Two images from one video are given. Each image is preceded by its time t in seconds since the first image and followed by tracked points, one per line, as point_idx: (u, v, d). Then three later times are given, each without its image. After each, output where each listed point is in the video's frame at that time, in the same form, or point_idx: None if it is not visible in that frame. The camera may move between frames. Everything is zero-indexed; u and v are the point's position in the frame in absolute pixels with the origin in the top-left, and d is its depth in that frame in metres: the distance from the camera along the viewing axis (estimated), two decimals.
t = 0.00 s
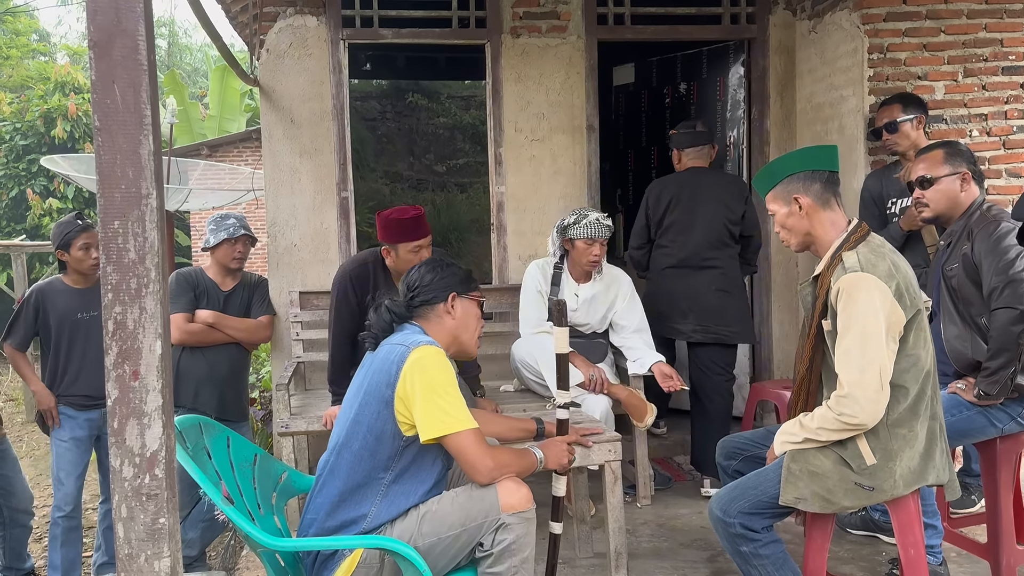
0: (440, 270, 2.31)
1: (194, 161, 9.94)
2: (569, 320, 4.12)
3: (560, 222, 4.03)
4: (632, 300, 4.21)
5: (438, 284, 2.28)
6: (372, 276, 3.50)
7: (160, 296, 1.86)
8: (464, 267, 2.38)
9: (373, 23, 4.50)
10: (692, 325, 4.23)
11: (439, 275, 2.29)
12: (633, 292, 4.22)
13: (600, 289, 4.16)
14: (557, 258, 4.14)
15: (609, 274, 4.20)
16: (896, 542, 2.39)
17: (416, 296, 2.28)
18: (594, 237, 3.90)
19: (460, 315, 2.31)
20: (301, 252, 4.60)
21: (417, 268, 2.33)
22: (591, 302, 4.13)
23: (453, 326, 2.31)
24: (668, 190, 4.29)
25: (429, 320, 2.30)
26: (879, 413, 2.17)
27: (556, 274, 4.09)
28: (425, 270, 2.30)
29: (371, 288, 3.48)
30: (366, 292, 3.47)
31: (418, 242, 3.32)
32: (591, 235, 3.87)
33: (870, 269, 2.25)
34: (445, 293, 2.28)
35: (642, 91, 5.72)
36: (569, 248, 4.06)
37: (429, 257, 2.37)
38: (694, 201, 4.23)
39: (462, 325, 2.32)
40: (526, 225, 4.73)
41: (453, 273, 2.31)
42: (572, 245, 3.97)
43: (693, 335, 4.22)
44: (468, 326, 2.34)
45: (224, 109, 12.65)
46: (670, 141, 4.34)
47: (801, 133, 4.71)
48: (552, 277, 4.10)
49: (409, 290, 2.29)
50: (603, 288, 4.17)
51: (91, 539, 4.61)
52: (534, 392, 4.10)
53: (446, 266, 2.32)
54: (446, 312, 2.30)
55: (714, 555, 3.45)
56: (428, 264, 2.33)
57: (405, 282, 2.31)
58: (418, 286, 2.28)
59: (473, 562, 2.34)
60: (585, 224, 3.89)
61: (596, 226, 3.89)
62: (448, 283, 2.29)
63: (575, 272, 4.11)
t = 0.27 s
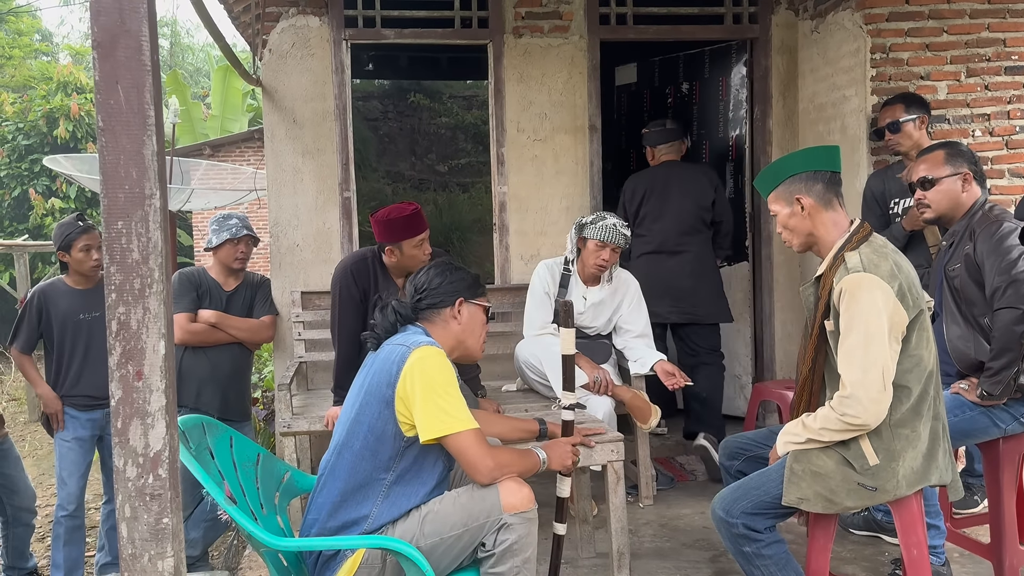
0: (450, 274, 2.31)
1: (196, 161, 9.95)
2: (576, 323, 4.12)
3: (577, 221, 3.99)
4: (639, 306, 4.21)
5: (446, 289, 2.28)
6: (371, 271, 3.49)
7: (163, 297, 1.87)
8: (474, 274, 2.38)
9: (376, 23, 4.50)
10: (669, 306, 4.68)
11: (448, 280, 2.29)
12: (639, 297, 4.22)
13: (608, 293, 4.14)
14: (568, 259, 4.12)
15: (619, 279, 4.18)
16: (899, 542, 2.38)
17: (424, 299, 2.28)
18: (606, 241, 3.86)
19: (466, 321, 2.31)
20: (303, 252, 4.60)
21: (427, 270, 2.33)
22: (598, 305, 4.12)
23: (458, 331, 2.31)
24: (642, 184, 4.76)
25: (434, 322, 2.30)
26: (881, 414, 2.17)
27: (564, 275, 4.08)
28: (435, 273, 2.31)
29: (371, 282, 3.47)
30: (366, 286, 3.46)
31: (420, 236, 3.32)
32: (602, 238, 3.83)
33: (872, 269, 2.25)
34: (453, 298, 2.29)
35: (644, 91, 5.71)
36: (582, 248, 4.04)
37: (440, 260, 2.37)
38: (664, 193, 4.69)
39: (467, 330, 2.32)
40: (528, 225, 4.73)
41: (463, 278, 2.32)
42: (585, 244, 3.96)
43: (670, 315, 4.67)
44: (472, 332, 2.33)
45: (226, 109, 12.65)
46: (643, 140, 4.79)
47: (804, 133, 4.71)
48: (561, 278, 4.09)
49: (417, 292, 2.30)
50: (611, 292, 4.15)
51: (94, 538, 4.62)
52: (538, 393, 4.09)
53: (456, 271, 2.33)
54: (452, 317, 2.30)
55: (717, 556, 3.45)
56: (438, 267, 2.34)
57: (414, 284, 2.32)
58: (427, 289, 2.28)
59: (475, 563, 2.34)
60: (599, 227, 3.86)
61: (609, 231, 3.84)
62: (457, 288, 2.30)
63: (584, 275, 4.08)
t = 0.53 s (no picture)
0: (455, 273, 2.31)
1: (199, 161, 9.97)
2: (578, 323, 4.15)
3: (588, 219, 4.00)
4: (642, 309, 4.21)
5: (452, 290, 2.28)
6: (372, 263, 3.53)
7: (165, 297, 1.87)
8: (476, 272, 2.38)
9: (378, 23, 4.50)
10: (662, 290, 4.90)
11: (453, 279, 2.29)
12: (643, 298, 4.23)
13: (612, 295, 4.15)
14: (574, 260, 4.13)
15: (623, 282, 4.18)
16: (901, 543, 2.38)
17: (429, 298, 2.27)
18: (613, 244, 3.85)
19: (469, 322, 2.32)
20: (305, 253, 4.60)
21: (431, 268, 2.32)
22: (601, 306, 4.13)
23: (461, 330, 2.32)
24: (636, 171, 4.96)
25: (437, 323, 2.30)
26: (884, 415, 2.17)
27: (569, 277, 4.09)
28: (440, 272, 2.30)
29: (372, 274, 3.51)
30: (367, 278, 3.49)
31: (413, 227, 3.39)
32: (609, 240, 3.83)
33: (875, 269, 2.25)
34: (457, 299, 2.29)
35: (646, 91, 5.71)
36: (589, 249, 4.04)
37: (443, 257, 2.35)
38: (657, 181, 4.90)
39: (470, 329, 2.33)
40: (530, 225, 4.73)
41: (468, 278, 2.32)
42: (592, 244, 3.96)
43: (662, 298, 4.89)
44: (474, 331, 2.34)
45: (228, 109, 12.68)
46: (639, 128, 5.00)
47: (806, 133, 4.71)
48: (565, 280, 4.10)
49: (422, 291, 2.29)
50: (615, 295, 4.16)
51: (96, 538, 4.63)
52: (540, 393, 4.09)
53: (459, 270, 2.32)
54: (456, 318, 2.31)
55: (719, 556, 3.45)
56: (442, 266, 2.33)
57: (418, 282, 2.31)
58: (432, 289, 2.28)
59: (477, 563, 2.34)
60: (608, 228, 3.86)
61: (617, 234, 3.83)
62: (462, 288, 2.29)
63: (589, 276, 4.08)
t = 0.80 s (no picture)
0: (458, 269, 2.30)
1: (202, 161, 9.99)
2: (581, 322, 4.14)
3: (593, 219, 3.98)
4: (645, 308, 4.20)
5: (455, 285, 2.27)
6: (388, 261, 3.55)
7: (169, 295, 1.87)
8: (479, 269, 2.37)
9: (380, 23, 4.50)
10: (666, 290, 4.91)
11: (456, 275, 2.28)
12: (646, 297, 4.22)
13: (614, 294, 4.15)
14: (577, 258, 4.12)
15: (626, 281, 4.18)
16: (905, 542, 2.38)
17: (432, 293, 2.27)
18: (617, 243, 3.84)
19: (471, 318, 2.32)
20: (308, 252, 4.60)
21: (434, 262, 2.31)
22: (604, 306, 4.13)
23: (461, 325, 2.32)
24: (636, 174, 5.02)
25: (437, 320, 2.30)
26: (888, 413, 2.17)
27: (572, 275, 4.08)
28: (443, 266, 2.29)
29: (387, 272, 3.53)
30: (382, 276, 3.52)
31: (423, 223, 3.43)
32: (613, 239, 3.82)
33: (879, 268, 2.25)
34: (460, 295, 2.28)
35: (649, 90, 5.71)
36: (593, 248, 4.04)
37: (446, 252, 2.35)
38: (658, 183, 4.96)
39: (469, 324, 2.34)
40: (532, 224, 4.73)
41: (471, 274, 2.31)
42: (596, 242, 3.96)
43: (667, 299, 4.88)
44: (473, 326, 2.35)
45: (231, 109, 12.72)
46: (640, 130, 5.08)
47: (809, 133, 4.70)
48: (568, 278, 4.08)
49: (424, 285, 2.28)
50: (617, 294, 4.16)
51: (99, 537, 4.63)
52: (543, 392, 4.08)
53: (462, 266, 2.32)
54: (457, 314, 2.31)
55: (721, 555, 3.44)
56: (445, 260, 2.32)
57: (421, 276, 2.30)
58: (434, 284, 2.27)
59: (481, 561, 2.34)
60: (613, 228, 3.85)
61: (621, 234, 3.82)
62: (465, 284, 2.29)
63: (592, 275, 4.09)
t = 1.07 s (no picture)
0: (457, 266, 2.29)
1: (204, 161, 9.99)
2: (582, 321, 4.14)
3: (596, 218, 3.98)
4: (646, 307, 4.21)
5: (452, 283, 2.27)
6: (399, 262, 3.56)
7: (170, 295, 1.87)
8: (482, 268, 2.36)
9: (382, 22, 4.50)
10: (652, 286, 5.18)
11: (455, 272, 2.28)
12: (647, 297, 4.22)
13: (616, 293, 4.15)
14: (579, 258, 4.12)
15: (628, 280, 4.18)
16: (906, 541, 2.38)
17: (429, 291, 2.27)
18: (620, 243, 3.83)
19: (470, 316, 2.33)
20: (309, 252, 4.61)
21: (433, 259, 2.30)
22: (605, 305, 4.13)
23: (458, 324, 2.32)
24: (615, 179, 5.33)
25: (433, 319, 2.31)
26: (890, 413, 2.16)
27: (573, 275, 4.09)
28: (441, 263, 2.28)
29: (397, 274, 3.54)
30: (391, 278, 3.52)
31: (438, 226, 3.43)
32: (616, 239, 3.81)
33: (880, 268, 2.24)
34: (458, 294, 2.28)
35: (651, 90, 5.73)
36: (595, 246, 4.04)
37: (446, 249, 2.34)
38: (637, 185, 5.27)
39: (468, 324, 2.34)
40: (534, 224, 4.73)
41: (471, 273, 2.31)
42: (598, 241, 3.96)
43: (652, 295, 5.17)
44: (471, 326, 2.35)
45: (233, 109, 12.74)
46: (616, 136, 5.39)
47: (811, 132, 4.70)
48: (570, 278, 4.09)
49: (423, 282, 2.28)
50: (618, 293, 4.16)
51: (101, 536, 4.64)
52: (544, 392, 4.08)
53: (461, 263, 2.31)
54: (455, 313, 2.31)
55: (723, 555, 3.44)
56: (444, 257, 2.31)
57: (420, 272, 2.30)
58: (433, 282, 2.27)
59: (482, 560, 2.34)
60: (616, 227, 3.84)
61: (624, 233, 3.81)
62: (463, 282, 2.28)
63: (593, 273, 4.09)
